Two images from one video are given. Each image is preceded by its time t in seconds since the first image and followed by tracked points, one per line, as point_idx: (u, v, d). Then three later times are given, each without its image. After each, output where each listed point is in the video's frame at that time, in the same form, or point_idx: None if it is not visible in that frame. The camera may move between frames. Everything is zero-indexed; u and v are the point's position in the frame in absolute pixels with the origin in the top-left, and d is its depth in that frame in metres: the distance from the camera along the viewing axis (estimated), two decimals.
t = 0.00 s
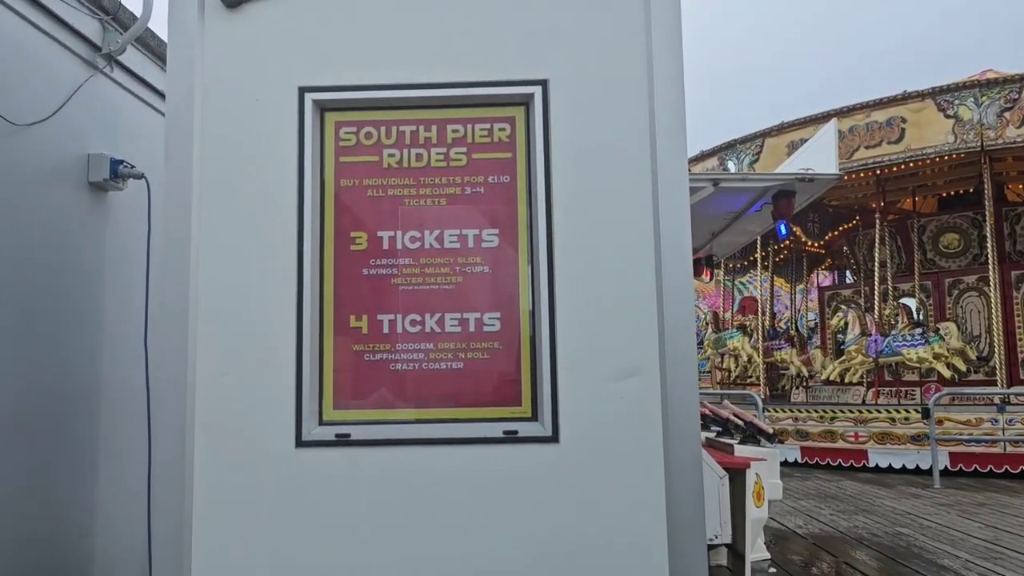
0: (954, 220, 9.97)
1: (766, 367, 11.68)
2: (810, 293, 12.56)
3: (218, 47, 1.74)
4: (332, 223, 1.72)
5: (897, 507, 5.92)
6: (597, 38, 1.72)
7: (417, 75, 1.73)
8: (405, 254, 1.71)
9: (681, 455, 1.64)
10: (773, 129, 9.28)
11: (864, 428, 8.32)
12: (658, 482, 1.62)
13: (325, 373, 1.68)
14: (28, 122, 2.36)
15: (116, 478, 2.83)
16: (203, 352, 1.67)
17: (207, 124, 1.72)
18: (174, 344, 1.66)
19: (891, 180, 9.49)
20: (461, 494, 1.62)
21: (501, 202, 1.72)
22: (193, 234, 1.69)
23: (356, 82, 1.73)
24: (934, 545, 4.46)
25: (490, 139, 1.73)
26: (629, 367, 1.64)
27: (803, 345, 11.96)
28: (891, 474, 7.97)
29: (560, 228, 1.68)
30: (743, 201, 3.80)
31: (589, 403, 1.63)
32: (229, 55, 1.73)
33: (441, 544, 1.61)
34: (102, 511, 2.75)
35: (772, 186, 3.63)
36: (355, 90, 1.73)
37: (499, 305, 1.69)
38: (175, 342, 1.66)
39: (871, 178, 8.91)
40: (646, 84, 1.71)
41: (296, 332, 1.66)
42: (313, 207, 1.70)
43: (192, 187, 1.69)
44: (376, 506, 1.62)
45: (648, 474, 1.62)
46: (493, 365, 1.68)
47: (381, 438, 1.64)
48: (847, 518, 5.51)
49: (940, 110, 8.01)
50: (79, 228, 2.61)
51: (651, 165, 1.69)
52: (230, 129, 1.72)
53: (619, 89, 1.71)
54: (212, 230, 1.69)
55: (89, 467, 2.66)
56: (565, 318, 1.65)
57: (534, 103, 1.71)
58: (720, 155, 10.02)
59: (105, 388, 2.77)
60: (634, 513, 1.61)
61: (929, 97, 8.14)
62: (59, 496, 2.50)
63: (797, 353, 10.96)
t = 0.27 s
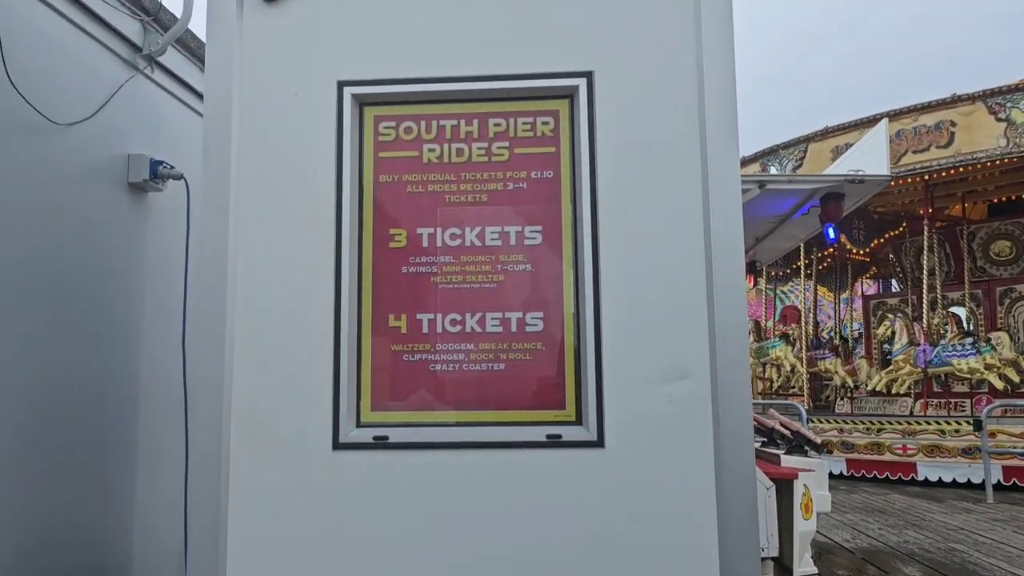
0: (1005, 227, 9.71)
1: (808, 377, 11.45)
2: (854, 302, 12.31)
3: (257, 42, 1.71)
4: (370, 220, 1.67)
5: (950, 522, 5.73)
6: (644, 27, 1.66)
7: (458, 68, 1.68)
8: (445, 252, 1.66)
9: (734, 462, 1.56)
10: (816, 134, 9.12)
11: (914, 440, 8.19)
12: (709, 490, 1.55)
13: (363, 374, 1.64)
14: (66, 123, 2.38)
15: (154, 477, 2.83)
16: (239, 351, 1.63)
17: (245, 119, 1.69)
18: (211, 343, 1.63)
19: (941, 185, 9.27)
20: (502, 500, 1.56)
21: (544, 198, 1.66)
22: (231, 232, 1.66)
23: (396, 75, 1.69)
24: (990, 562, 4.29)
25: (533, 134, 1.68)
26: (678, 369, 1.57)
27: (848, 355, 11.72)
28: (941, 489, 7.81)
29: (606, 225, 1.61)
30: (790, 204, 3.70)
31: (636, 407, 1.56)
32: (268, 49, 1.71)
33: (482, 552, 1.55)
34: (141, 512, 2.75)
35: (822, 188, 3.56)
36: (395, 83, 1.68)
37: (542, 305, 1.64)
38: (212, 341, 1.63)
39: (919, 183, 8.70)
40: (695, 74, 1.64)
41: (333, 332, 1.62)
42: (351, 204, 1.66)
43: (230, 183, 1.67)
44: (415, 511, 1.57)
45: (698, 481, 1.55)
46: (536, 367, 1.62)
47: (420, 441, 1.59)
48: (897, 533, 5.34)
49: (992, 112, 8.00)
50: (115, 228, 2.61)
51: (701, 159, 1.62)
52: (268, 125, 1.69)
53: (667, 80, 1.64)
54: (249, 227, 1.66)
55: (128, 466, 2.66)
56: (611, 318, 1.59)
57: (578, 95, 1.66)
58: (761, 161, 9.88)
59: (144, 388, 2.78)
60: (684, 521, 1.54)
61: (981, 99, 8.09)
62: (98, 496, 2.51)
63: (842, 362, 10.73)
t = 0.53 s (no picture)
0: None
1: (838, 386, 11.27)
2: (884, 310, 12.11)
3: (281, 27, 1.66)
4: (396, 211, 1.61)
5: (988, 535, 5.56)
6: (683, 9, 1.58)
7: (488, 53, 1.61)
8: (474, 245, 1.59)
9: (778, 467, 1.47)
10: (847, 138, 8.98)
11: (949, 450, 8.33)
12: (752, 495, 1.46)
13: (388, 372, 1.57)
14: (87, 117, 2.35)
15: (174, 477, 2.80)
16: (260, 347, 1.57)
17: (268, 107, 1.64)
18: (230, 338, 1.57)
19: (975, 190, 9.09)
20: (532, 505, 1.48)
21: (577, 189, 1.59)
22: (252, 223, 1.60)
23: (423, 62, 1.62)
24: None
25: (565, 122, 1.61)
26: (718, 368, 1.48)
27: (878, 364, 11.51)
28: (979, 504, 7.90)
29: (642, 216, 1.53)
30: (826, 204, 3.61)
31: (675, 408, 1.48)
32: (291, 35, 1.65)
33: (511, 559, 1.47)
34: (160, 512, 2.71)
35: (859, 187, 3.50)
36: (422, 70, 1.62)
37: (574, 300, 1.56)
38: (231, 336, 1.57)
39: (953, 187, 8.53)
40: (736, 58, 1.56)
41: (357, 327, 1.56)
42: (377, 194, 1.60)
43: (251, 173, 1.61)
44: (441, 516, 1.50)
45: (740, 486, 1.46)
46: (568, 365, 1.55)
47: (447, 442, 1.52)
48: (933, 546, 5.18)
49: None
50: (136, 224, 2.59)
51: (743, 147, 1.54)
52: (291, 113, 1.63)
53: (708, 65, 1.56)
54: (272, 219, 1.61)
55: (147, 466, 2.63)
56: (647, 314, 1.51)
57: (614, 81, 1.58)
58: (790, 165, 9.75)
59: (164, 388, 2.74)
60: (724, 529, 1.45)
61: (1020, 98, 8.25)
62: (117, 496, 2.47)
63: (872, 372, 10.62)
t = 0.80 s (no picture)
0: None
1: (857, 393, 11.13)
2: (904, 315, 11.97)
3: (293, 18, 1.62)
4: (410, 207, 1.57)
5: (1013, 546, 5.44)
6: None
7: (505, 44, 1.56)
8: (489, 241, 1.54)
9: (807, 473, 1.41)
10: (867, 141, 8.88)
11: (972, 459, 8.58)
12: (779, 502, 1.40)
13: (401, 371, 1.53)
14: (99, 113, 2.32)
15: (185, 479, 2.77)
16: (270, 345, 1.53)
17: (279, 99, 1.60)
18: (239, 336, 1.53)
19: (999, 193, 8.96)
20: (550, 510, 1.43)
21: (597, 184, 1.54)
22: (262, 218, 1.56)
23: (438, 53, 1.58)
24: None
25: (585, 114, 1.56)
26: (744, 369, 1.42)
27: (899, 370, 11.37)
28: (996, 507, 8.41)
29: (664, 211, 1.48)
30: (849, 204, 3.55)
31: (698, 411, 1.42)
32: (304, 26, 1.61)
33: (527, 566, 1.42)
34: (169, 513, 2.68)
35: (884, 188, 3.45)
36: (437, 61, 1.57)
37: (594, 298, 1.51)
38: (240, 334, 1.53)
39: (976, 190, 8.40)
40: (763, 47, 1.50)
41: (369, 326, 1.51)
42: (390, 189, 1.55)
43: (261, 167, 1.57)
44: (455, 521, 1.45)
45: (767, 493, 1.40)
46: (587, 365, 1.49)
47: (461, 444, 1.47)
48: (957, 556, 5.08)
49: None
50: (147, 222, 2.56)
51: (770, 139, 1.48)
52: (303, 106, 1.59)
53: (733, 54, 1.50)
54: (283, 214, 1.57)
55: (157, 467, 2.60)
56: (670, 312, 1.45)
57: (635, 72, 1.53)
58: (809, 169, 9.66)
59: (175, 388, 2.72)
60: (750, 538, 1.39)
61: None
62: (127, 497, 2.44)
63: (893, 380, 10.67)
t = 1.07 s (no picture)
0: None
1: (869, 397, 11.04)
2: (917, 319, 11.88)
3: (300, 11, 1.59)
4: (418, 204, 1.54)
5: None
6: None
7: (515, 38, 1.53)
8: (498, 239, 1.51)
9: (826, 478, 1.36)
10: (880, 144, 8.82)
11: (987, 465, 8.56)
12: (795, 507, 1.36)
13: (408, 371, 1.50)
14: (110, 112, 2.32)
15: (190, 480, 2.75)
16: (274, 343, 1.50)
17: (285, 94, 1.57)
18: (244, 334, 1.50)
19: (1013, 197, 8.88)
20: (559, 513, 1.40)
21: (608, 181, 1.51)
22: (267, 214, 1.53)
23: (448, 47, 1.55)
24: None
25: (596, 110, 1.53)
26: (759, 370, 1.38)
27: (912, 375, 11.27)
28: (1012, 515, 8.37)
29: (677, 208, 1.44)
30: (864, 205, 3.50)
31: (712, 412, 1.38)
32: (311, 20, 1.59)
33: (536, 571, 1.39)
34: (174, 514, 2.66)
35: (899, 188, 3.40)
36: (446, 56, 1.55)
37: (605, 297, 1.48)
38: (245, 332, 1.50)
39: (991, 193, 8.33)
40: (779, 41, 1.46)
41: (375, 324, 1.48)
42: (398, 185, 1.53)
43: (267, 163, 1.54)
44: (463, 523, 1.41)
45: (783, 498, 1.36)
46: (597, 365, 1.46)
47: (469, 446, 1.44)
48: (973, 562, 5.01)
49: None
50: (154, 221, 2.54)
51: (787, 134, 1.44)
52: (310, 100, 1.57)
53: (749, 48, 1.46)
54: (288, 210, 1.54)
55: (163, 467, 2.58)
56: (683, 312, 1.41)
57: (648, 66, 1.49)
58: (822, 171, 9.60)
59: (181, 387, 2.70)
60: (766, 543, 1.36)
61: None
62: (132, 497, 2.42)
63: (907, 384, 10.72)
